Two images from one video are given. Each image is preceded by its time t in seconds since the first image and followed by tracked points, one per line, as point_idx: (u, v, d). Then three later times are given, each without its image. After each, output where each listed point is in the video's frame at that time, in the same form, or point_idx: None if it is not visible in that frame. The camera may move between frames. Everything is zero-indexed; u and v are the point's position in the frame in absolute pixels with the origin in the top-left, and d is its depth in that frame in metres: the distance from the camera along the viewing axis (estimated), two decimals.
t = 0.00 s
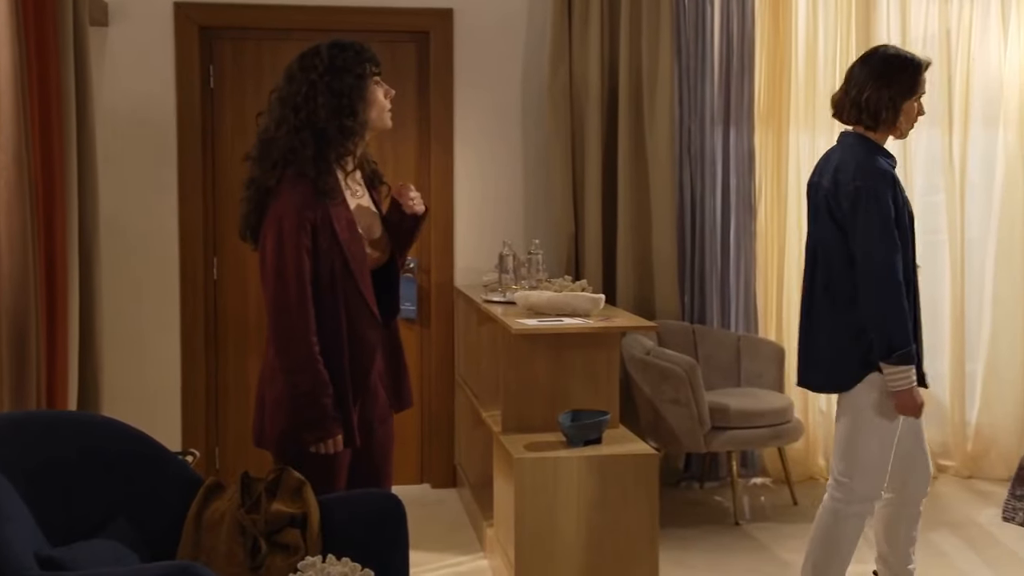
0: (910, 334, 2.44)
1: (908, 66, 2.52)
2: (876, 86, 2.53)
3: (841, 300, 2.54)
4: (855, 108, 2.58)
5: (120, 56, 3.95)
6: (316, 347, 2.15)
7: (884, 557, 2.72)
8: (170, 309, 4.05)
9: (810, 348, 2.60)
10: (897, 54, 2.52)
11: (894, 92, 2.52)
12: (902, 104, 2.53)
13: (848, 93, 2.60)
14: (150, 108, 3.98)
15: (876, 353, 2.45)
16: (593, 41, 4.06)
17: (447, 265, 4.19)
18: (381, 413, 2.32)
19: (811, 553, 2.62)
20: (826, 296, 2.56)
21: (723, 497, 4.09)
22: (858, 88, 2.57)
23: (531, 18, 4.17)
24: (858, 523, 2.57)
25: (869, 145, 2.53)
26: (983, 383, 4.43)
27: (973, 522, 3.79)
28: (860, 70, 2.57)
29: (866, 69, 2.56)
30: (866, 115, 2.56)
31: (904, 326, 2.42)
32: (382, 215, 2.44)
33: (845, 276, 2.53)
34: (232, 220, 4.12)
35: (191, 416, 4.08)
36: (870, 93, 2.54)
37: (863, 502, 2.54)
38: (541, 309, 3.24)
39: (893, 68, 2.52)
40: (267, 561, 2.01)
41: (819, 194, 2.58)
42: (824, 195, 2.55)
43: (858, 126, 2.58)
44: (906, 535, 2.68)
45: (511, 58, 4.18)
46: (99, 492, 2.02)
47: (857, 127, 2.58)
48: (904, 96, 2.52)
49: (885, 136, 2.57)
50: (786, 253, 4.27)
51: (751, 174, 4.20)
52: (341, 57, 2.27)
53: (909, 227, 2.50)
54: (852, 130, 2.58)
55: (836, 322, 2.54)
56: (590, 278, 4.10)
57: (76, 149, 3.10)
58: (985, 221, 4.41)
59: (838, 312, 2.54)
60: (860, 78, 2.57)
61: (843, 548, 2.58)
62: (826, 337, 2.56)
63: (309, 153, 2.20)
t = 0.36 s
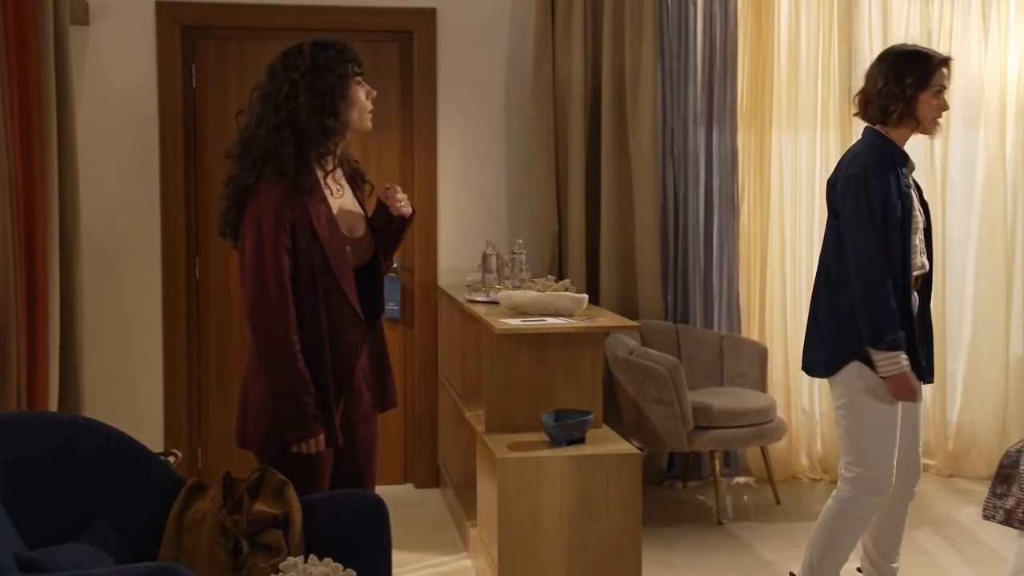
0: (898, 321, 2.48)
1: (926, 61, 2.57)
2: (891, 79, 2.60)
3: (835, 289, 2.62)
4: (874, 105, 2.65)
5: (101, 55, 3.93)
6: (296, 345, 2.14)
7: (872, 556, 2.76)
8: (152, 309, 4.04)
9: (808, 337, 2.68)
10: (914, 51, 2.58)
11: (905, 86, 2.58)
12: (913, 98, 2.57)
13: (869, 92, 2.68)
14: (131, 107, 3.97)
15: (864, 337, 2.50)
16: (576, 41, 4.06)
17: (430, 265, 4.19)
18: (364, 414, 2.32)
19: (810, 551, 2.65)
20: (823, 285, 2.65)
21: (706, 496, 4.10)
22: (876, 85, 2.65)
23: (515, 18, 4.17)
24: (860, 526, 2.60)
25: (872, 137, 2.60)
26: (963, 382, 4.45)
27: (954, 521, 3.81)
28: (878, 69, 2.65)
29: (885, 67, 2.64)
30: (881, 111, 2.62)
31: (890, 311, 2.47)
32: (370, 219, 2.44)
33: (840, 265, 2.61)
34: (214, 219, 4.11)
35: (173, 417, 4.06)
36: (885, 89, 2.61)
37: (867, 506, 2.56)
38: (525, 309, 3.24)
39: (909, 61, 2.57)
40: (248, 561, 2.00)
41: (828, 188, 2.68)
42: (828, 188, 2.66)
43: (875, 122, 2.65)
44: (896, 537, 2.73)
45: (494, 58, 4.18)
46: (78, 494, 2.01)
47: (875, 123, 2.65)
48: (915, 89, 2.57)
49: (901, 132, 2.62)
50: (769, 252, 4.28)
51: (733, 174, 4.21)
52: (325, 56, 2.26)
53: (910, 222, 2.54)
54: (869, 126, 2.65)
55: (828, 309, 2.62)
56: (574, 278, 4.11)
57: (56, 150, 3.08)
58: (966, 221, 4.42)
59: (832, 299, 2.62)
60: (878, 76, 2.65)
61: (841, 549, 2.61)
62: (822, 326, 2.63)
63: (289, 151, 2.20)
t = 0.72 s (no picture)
0: (847, 324, 2.52)
1: (924, 63, 2.57)
2: (889, 80, 2.61)
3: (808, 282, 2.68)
4: (870, 106, 2.66)
5: (81, 55, 3.91)
6: (272, 346, 2.14)
7: (854, 556, 2.74)
8: (132, 309, 4.02)
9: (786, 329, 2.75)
10: (915, 53, 2.59)
11: (902, 88, 2.58)
12: (909, 100, 2.58)
13: (868, 93, 2.69)
14: (112, 107, 3.95)
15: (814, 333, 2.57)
16: (558, 42, 4.07)
17: (413, 265, 4.19)
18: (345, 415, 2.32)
19: (799, 542, 2.69)
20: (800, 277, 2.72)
21: (689, 495, 4.11)
22: (874, 86, 2.66)
23: (497, 18, 4.17)
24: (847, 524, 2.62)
25: (856, 136, 2.62)
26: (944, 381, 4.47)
27: (934, 519, 3.83)
28: (879, 70, 2.66)
29: (885, 69, 2.65)
30: (876, 112, 2.63)
31: (839, 310, 2.52)
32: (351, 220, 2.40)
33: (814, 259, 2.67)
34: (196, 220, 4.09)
35: (155, 418, 4.05)
36: (882, 90, 2.62)
37: (854, 502, 2.58)
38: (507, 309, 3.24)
39: (907, 62, 2.58)
40: (229, 563, 1.99)
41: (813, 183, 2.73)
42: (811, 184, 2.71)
43: (869, 123, 2.66)
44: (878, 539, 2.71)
45: (477, 58, 4.18)
46: (57, 495, 2.00)
47: (869, 125, 2.66)
48: (911, 91, 2.57)
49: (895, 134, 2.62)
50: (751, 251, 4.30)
51: (715, 174, 4.22)
52: (306, 56, 2.26)
53: (883, 220, 2.54)
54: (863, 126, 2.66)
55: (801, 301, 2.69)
56: (556, 278, 4.11)
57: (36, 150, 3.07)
58: (946, 221, 4.45)
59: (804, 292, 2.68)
60: (877, 77, 2.66)
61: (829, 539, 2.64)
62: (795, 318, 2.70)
63: (267, 151, 2.20)
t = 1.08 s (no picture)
0: (820, 322, 2.54)
1: (905, 64, 2.54)
2: (870, 79, 2.60)
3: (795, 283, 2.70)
4: (855, 103, 2.65)
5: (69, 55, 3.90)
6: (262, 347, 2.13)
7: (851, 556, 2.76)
8: (120, 310, 4.01)
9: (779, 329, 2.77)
10: (898, 54, 2.55)
11: (882, 88, 2.57)
12: (888, 101, 2.56)
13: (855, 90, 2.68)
14: (99, 106, 3.94)
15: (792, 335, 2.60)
16: (547, 42, 4.07)
17: (401, 266, 4.18)
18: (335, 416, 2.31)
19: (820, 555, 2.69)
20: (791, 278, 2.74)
21: (678, 495, 4.11)
22: (859, 84, 2.64)
23: (486, 18, 4.17)
24: (855, 536, 2.63)
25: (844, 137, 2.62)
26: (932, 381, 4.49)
27: (922, 518, 3.84)
28: (865, 67, 2.64)
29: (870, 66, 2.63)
30: (859, 110, 2.63)
31: (811, 312, 2.55)
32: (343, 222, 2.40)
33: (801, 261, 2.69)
34: (184, 220, 4.08)
35: (143, 419, 4.04)
36: (865, 89, 2.61)
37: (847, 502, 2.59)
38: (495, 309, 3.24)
39: (888, 62, 2.56)
40: (217, 563, 1.98)
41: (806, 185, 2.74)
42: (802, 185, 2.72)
43: (854, 121, 2.66)
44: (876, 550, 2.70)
45: (466, 58, 4.18)
46: (43, 496, 1.99)
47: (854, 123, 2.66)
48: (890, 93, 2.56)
49: (880, 136, 2.62)
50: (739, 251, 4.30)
51: (704, 175, 4.23)
52: (296, 57, 2.25)
53: (857, 221, 2.55)
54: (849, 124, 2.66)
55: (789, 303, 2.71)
56: (545, 278, 4.11)
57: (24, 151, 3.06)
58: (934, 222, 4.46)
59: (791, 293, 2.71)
60: (862, 74, 2.64)
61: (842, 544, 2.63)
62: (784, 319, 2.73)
63: (258, 151, 2.19)
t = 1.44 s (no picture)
0: (825, 327, 2.53)
1: (874, 53, 2.58)
2: (844, 74, 2.63)
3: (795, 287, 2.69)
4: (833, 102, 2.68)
5: (65, 54, 3.90)
6: (263, 347, 2.14)
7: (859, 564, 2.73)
8: (116, 311, 4.00)
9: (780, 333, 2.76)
10: (869, 45, 2.60)
11: (856, 81, 2.59)
12: (865, 93, 2.58)
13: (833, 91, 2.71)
14: (95, 106, 3.93)
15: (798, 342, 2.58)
16: (543, 42, 4.07)
17: (398, 266, 4.18)
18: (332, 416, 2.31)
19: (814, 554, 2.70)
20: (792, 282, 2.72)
21: (674, 495, 4.11)
22: (835, 82, 2.67)
23: (482, 18, 4.17)
24: (850, 540, 2.62)
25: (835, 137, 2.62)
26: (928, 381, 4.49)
27: (918, 518, 3.84)
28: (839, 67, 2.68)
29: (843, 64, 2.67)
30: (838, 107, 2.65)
31: (816, 317, 2.53)
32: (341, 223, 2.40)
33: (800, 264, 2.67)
34: (179, 220, 4.08)
35: (139, 419, 4.03)
36: (840, 85, 2.64)
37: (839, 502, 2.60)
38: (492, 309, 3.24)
39: (858, 55, 2.60)
40: (213, 563, 1.98)
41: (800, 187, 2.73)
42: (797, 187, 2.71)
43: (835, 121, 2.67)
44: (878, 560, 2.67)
45: (462, 58, 4.18)
46: (38, 496, 1.98)
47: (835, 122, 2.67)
48: (865, 84, 2.58)
49: (869, 133, 2.61)
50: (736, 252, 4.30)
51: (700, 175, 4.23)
52: (295, 58, 2.25)
53: (860, 222, 2.53)
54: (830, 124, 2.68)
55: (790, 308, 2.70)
56: (542, 278, 4.11)
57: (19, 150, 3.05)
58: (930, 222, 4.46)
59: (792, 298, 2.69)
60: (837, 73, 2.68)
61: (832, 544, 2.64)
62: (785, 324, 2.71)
63: (258, 151, 2.19)
